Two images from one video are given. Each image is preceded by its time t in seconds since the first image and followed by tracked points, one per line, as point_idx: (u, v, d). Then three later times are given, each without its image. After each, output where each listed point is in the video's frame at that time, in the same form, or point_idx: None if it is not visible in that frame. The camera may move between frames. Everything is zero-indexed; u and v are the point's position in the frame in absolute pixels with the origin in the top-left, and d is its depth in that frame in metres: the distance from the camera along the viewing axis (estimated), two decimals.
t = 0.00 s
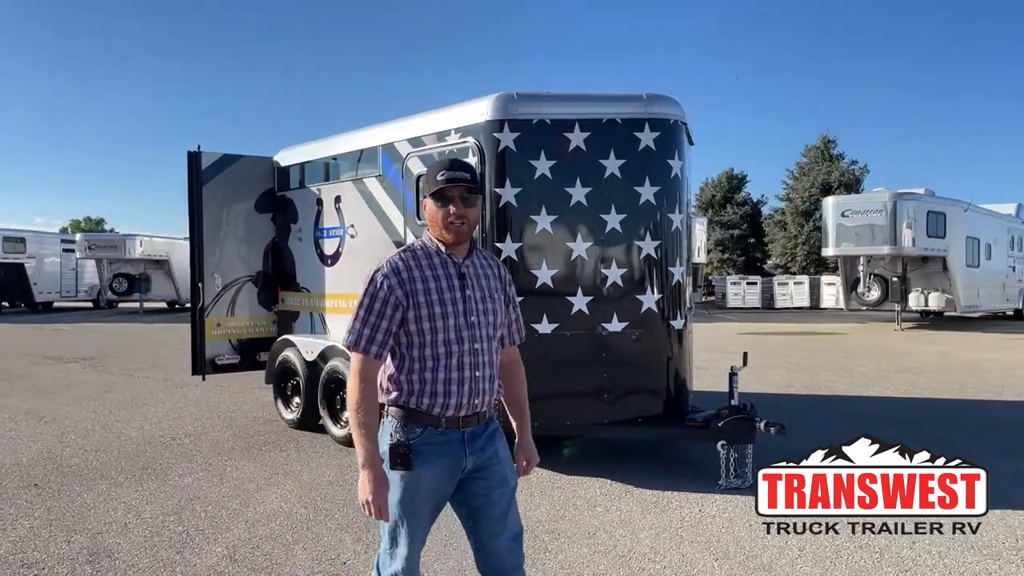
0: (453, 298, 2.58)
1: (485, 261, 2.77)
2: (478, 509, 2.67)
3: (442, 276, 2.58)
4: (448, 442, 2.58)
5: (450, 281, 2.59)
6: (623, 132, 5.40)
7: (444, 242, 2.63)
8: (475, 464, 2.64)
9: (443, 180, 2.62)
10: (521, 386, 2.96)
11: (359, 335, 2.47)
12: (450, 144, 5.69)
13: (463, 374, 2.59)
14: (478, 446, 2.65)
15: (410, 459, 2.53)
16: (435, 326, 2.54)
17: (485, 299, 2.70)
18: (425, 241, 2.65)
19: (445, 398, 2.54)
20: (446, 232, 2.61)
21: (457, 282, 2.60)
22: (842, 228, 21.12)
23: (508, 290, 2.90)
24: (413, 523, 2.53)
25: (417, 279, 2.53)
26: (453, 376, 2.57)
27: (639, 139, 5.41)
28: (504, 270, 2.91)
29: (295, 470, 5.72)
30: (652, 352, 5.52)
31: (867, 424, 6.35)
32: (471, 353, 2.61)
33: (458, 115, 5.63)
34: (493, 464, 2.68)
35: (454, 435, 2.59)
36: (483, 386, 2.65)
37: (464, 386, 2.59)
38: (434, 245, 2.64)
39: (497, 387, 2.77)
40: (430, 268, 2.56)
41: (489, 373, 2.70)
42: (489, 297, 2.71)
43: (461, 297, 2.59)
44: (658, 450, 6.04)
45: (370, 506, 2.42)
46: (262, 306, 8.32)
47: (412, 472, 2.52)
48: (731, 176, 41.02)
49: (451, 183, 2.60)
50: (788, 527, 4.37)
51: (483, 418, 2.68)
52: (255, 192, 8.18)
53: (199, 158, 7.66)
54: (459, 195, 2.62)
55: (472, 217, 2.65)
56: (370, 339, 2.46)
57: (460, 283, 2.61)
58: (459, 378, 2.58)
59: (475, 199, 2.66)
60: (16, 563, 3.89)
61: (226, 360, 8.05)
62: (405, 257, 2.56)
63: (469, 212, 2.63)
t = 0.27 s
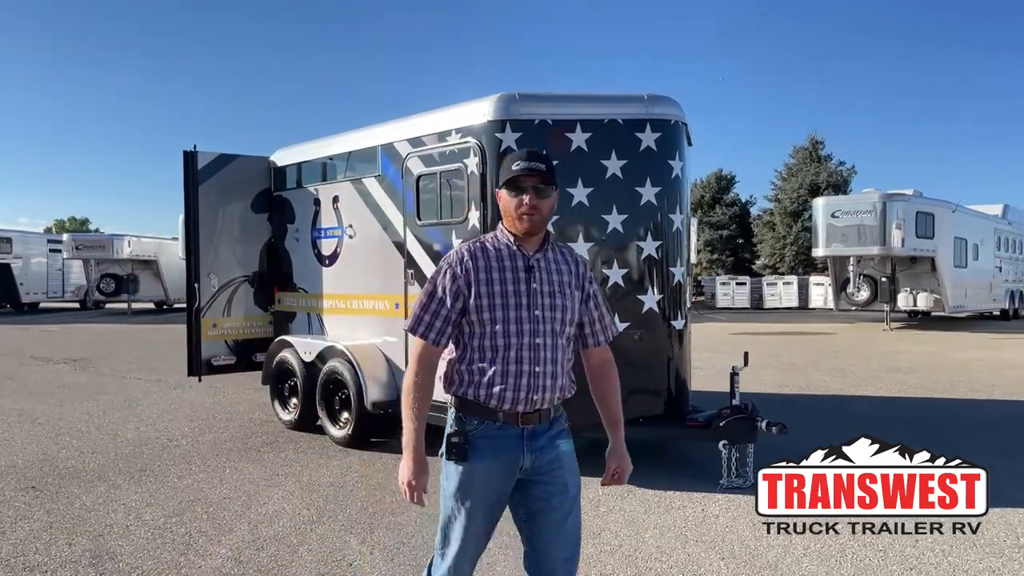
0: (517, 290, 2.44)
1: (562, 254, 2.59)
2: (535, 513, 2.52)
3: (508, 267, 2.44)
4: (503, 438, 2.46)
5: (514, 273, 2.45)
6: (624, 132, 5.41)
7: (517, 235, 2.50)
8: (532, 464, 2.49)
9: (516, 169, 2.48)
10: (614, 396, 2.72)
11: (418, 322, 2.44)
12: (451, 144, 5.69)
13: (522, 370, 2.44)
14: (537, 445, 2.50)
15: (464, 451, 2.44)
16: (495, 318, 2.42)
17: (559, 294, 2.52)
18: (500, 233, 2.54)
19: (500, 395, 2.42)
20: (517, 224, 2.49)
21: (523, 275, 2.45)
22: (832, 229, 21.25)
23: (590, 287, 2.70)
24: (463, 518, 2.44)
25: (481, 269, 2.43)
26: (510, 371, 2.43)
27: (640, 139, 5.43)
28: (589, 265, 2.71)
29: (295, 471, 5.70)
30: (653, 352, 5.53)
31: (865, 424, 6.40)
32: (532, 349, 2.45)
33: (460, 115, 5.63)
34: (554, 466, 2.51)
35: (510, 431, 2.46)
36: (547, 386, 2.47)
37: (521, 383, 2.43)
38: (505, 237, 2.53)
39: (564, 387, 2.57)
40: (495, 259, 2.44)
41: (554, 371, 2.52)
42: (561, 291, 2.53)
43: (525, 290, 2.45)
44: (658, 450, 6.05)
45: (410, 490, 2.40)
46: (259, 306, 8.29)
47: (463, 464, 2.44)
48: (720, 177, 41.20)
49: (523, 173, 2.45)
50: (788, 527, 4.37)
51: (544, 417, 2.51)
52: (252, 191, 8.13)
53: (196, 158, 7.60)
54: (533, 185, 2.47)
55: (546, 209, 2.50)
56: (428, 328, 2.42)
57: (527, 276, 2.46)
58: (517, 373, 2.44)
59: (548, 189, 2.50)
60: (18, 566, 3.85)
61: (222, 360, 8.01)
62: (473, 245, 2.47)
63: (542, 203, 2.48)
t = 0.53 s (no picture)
0: (570, 290, 2.43)
1: (623, 255, 2.54)
2: (577, 513, 2.51)
3: (564, 266, 2.44)
4: (550, 434, 2.45)
5: (569, 272, 2.44)
6: (630, 133, 5.43)
7: (578, 234, 2.49)
8: (578, 464, 2.48)
9: (581, 167, 2.47)
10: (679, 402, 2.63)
11: (474, 317, 2.50)
12: (456, 144, 5.70)
13: (571, 370, 2.43)
14: (585, 446, 2.48)
15: (512, 443, 2.47)
16: (547, 317, 2.42)
17: (616, 294, 2.49)
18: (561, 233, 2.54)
19: (548, 391, 2.42)
20: (578, 223, 2.48)
21: (577, 275, 2.44)
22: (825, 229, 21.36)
23: (653, 290, 2.64)
24: (505, 510, 2.46)
25: (536, 267, 2.44)
26: (559, 370, 2.43)
27: (646, 141, 5.45)
28: (654, 267, 2.65)
29: (300, 472, 5.69)
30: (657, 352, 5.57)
31: (865, 424, 6.44)
32: (583, 349, 2.43)
33: (466, 116, 5.63)
34: (600, 469, 2.50)
35: (557, 429, 2.45)
36: (596, 386, 2.45)
37: (569, 383, 2.42)
38: (566, 236, 2.52)
39: (616, 390, 2.54)
40: (551, 258, 2.44)
41: (606, 373, 2.48)
42: (618, 292, 2.49)
43: (579, 290, 2.44)
44: (661, 451, 6.07)
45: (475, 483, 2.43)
46: (258, 306, 8.26)
47: (510, 456, 2.47)
48: (711, 178, 41.33)
49: (587, 171, 2.44)
50: (788, 526, 4.39)
51: (594, 419, 2.49)
52: (252, 190, 8.11)
53: (196, 157, 7.57)
54: (594, 184, 2.46)
55: (607, 209, 2.48)
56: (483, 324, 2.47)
57: (582, 276, 2.45)
58: (566, 373, 2.43)
59: (612, 189, 2.48)
60: (28, 568, 3.83)
61: (222, 361, 7.98)
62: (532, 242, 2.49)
63: (604, 202, 2.47)
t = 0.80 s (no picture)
0: (608, 292, 2.47)
1: (664, 256, 2.55)
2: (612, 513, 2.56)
3: (603, 268, 2.48)
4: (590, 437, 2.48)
5: (608, 275, 2.48)
6: (636, 134, 5.45)
7: (617, 235, 2.53)
8: (616, 468, 2.50)
9: (619, 168, 2.50)
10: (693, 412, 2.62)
11: (512, 319, 2.57)
12: (462, 144, 5.71)
13: (610, 373, 2.46)
14: (623, 450, 2.51)
15: (551, 445, 2.50)
16: (586, 320, 2.47)
17: (656, 297, 2.52)
18: (598, 234, 2.58)
19: (587, 393, 2.46)
20: (616, 224, 2.52)
21: (616, 277, 2.48)
22: (817, 230, 21.49)
23: (693, 292, 2.64)
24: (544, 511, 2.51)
25: (574, 270, 2.49)
26: (598, 373, 2.46)
27: (651, 141, 5.47)
28: (696, 270, 2.66)
29: (306, 472, 5.68)
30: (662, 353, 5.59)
31: (865, 424, 6.51)
32: (622, 352, 2.47)
33: (472, 116, 5.64)
34: (639, 472, 2.53)
35: (597, 432, 2.48)
36: (634, 389, 2.48)
37: (608, 386, 2.46)
38: (606, 237, 2.56)
39: (655, 393, 2.56)
40: (589, 260, 2.49)
41: (644, 377, 2.51)
42: (658, 295, 2.52)
43: (618, 293, 2.48)
44: (664, 451, 6.09)
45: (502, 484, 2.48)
46: (259, 306, 8.23)
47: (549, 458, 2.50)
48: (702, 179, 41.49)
49: (626, 172, 2.48)
50: (788, 527, 4.45)
51: (633, 423, 2.51)
52: (252, 190, 8.08)
53: (197, 157, 7.55)
54: (631, 184, 2.50)
55: (646, 209, 2.52)
56: (521, 325, 2.54)
57: (620, 278, 2.49)
58: (604, 376, 2.46)
59: (650, 189, 2.51)
60: (38, 569, 3.80)
61: (222, 361, 7.95)
62: (570, 245, 2.54)
63: (642, 203, 2.51)
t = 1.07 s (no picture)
0: (628, 295, 2.48)
1: (680, 252, 2.58)
2: (642, 519, 2.59)
3: (622, 273, 2.50)
4: (622, 446, 2.50)
5: (626, 277, 2.49)
6: (638, 134, 5.47)
7: (632, 237, 2.54)
8: (647, 475, 2.54)
9: (630, 168, 2.52)
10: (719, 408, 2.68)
11: (532, 329, 2.58)
12: (464, 145, 5.71)
13: (637, 377, 2.48)
14: (654, 456, 2.54)
15: (580, 454, 2.52)
16: (608, 324, 2.48)
17: (678, 297, 2.53)
18: (613, 237, 2.59)
19: (616, 400, 2.48)
20: (631, 226, 2.53)
21: (635, 279, 2.49)
22: (807, 230, 21.62)
23: (714, 289, 2.66)
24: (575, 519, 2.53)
25: (592, 275, 2.50)
26: (625, 378, 2.48)
27: (653, 142, 5.49)
28: (713, 266, 2.67)
29: (308, 473, 5.67)
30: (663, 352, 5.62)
31: (862, 424, 6.57)
32: (647, 355, 2.49)
33: (474, 116, 5.65)
34: (668, 478, 2.56)
35: (628, 441, 2.50)
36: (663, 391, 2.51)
37: (636, 391, 2.48)
38: (621, 240, 2.56)
39: (683, 394, 2.59)
40: (607, 263, 2.50)
41: (672, 378, 2.53)
42: (679, 294, 2.53)
43: (639, 295, 2.49)
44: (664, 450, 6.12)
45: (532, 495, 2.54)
46: (256, 307, 8.19)
47: (579, 467, 2.52)
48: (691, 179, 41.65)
49: (638, 173, 2.50)
50: (788, 527, 4.49)
51: (664, 429, 2.54)
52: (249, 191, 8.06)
53: (194, 157, 7.52)
54: (643, 184, 2.52)
55: (660, 209, 2.53)
56: (541, 335, 2.55)
57: (640, 279, 2.50)
58: (632, 380, 2.48)
59: (662, 188, 2.53)
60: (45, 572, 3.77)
61: (219, 362, 7.91)
62: (585, 251, 2.55)
63: (655, 203, 2.53)
